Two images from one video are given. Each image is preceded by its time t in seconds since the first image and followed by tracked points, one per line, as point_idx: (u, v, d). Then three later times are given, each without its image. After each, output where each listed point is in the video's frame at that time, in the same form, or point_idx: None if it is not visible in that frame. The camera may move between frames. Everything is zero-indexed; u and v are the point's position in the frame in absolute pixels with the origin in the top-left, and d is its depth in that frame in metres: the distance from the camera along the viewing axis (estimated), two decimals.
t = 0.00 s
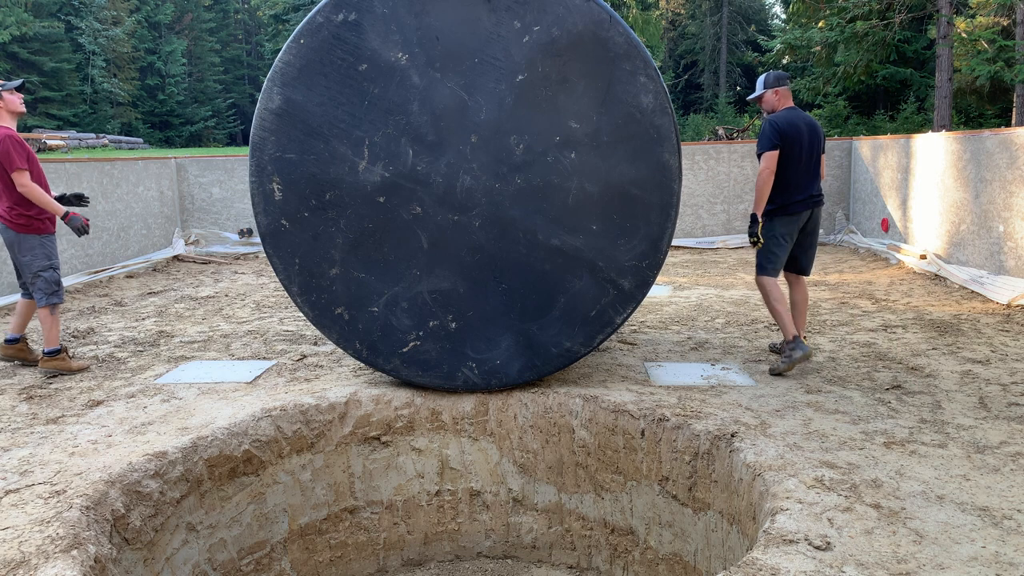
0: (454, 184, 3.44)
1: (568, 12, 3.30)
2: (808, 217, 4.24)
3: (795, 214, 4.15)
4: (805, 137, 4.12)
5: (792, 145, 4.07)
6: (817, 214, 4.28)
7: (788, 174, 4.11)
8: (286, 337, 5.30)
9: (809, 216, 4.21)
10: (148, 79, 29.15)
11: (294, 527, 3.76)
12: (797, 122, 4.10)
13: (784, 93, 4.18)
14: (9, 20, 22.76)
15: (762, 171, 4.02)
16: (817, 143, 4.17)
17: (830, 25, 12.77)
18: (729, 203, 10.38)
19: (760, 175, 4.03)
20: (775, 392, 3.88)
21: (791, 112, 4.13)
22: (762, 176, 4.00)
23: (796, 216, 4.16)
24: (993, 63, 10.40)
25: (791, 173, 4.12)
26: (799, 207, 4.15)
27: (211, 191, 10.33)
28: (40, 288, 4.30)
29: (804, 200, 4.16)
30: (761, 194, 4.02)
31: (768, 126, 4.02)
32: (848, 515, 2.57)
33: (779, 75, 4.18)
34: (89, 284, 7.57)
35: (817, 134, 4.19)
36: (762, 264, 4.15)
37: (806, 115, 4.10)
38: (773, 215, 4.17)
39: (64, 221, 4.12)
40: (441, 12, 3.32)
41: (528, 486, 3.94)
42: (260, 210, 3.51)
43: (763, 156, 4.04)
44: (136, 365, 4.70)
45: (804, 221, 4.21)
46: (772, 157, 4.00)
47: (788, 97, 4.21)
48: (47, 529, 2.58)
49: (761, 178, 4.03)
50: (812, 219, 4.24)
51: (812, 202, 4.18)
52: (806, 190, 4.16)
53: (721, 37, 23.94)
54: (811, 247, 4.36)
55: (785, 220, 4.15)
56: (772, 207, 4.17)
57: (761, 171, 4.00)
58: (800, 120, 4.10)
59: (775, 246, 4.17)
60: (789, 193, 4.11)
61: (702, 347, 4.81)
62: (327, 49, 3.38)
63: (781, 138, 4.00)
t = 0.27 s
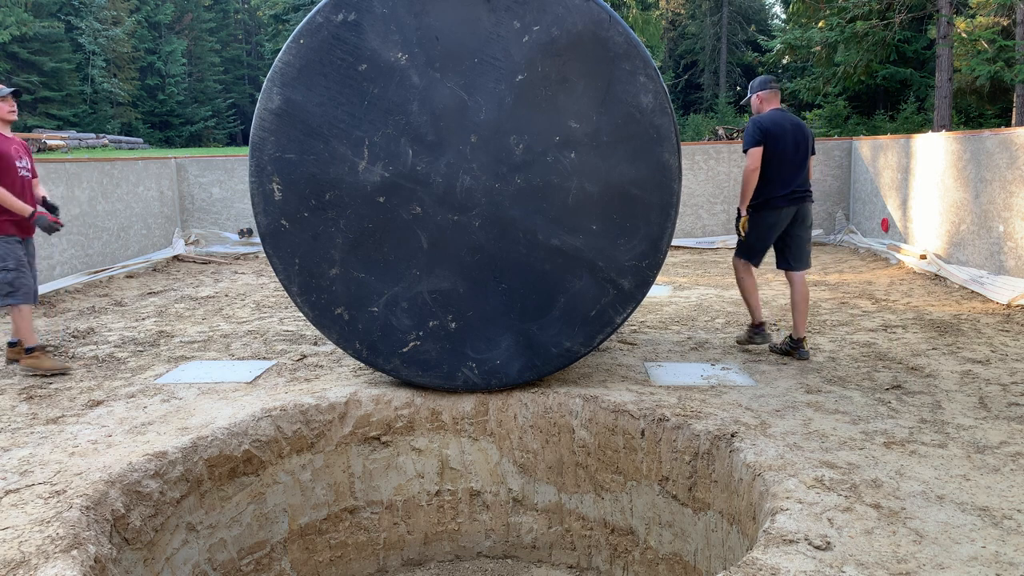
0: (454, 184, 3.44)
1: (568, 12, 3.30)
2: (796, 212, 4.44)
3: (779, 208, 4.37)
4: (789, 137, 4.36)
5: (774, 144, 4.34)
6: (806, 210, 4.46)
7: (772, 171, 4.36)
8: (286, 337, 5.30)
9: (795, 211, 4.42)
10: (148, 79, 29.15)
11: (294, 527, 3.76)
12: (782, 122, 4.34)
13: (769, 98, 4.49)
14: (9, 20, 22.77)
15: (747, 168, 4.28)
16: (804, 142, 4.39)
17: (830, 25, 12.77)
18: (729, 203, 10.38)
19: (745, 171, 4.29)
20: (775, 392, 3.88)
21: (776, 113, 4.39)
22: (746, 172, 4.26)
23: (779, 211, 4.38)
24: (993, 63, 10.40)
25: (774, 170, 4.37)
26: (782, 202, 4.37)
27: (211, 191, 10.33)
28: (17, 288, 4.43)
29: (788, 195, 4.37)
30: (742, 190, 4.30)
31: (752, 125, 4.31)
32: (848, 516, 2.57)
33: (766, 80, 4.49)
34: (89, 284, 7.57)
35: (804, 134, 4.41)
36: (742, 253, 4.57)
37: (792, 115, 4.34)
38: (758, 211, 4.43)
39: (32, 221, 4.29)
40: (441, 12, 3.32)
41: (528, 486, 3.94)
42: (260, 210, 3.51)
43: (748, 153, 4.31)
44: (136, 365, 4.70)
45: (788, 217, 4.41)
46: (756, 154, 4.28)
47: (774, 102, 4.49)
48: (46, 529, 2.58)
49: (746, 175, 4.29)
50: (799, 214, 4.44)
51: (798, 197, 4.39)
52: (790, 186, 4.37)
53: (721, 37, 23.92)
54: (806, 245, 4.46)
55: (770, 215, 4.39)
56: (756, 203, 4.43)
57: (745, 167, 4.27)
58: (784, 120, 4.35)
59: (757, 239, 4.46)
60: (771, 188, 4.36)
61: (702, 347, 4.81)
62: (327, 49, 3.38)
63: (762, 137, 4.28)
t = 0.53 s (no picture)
0: (454, 184, 3.44)
1: (568, 12, 3.30)
2: (773, 216, 4.49)
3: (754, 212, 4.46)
4: (763, 144, 4.45)
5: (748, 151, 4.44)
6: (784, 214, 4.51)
7: (746, 176, 4.46)
8: (286, 337, 5.30)
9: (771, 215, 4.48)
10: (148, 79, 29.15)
11: (294, 527, 3.76)
12: (756, 130, 4.45)
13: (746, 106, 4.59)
14: (9, 20, 22.78)
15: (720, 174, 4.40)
16: (779, 148, 4.47)
17: (830, 25, 12.78)
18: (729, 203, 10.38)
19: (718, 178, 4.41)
20: (775, 392, 3.88)
21: (752, 121, 4.49)
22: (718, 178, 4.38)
23: (753, 214, 4.46)
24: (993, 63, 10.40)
25: (749, 176, 4.47)
26: (757, 205, 4.46)
27: (211, 191, 10.33)
28: None
29: (763, 199, 4.45)
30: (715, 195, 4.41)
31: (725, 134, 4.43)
32: (848, 516, 2.57)
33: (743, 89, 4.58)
34: (89, 284, 7.57)
35: (779, 141, 4.49)
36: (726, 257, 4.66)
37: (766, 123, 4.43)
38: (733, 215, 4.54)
39: None
40: (441, 12, 3.32)
41: (528, 486, 3.94)
42: (260, 210, 3.51)
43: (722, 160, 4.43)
44: (136, 365, 4.70)
45: (763, 220, 4.48)
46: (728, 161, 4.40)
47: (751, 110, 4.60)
48: (47, 529, 2.58)
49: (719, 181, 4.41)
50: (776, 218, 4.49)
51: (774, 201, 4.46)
52: (764, 190, 4.45)
53: (721, 37, 23.91)
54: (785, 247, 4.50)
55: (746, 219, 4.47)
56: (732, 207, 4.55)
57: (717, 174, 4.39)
58: (758, 128, 4.45)
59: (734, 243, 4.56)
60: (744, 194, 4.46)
61: (702, 347, 4.81)
62: (327, 49, 3.38)
63: (735, 146, 4.39)
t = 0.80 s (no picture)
0: (454, 184, 3.44)
1: (568, 12, 3.30)
2: (749, 208, 4.81)
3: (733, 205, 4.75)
4: (738, 140, 4.74)
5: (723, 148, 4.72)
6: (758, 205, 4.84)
7: (724, 172, 4.75)
8: (286, 337, 5.30)
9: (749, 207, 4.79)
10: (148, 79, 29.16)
11: (294, 527, 3.76)
12: (731, 126, 4.72)
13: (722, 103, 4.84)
14: (9, 20, 22.81)
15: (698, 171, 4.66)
16: (752, 143, 4.78)
17: (830, 25, 12.78)
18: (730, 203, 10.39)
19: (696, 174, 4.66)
20: (775, 392, 3.88)
21: (728, 117, 4.74)
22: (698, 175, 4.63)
23: (731, 207, 4.75)
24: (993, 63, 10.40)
25: (727, 171, 4.75)
26: (735, 198, 4.74)
27: (211, 191, 10.32)
28: None
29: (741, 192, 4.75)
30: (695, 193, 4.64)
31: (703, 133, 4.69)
32: (848, 516, 2.57)
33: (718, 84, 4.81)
34: (89, 284, 7.57)
35: (753, 135, 4.79)
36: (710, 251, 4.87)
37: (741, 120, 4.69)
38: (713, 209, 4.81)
39: None
40: (441, 12, 3.32)
41: (528, 486, 3.94)
42: (260, 210, 3.51)
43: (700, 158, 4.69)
44: (136, 365, 4.71)
45: (741, 212, 4.77)
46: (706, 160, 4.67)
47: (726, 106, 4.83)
48: (47, 529, 2.58)
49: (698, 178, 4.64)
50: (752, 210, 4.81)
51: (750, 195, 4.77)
52: (741, 185, 4.75)
53: (721, 37, 23.91)
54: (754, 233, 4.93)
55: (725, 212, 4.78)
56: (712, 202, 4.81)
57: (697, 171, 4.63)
58: (734, 125, 4.72)
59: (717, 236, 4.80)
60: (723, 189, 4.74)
61: (702, 347, 4.81)
62: (327, 49, 3.38)
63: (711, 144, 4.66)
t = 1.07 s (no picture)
0: (454, 184, 3.44)
1: (568, 12, 3.30)
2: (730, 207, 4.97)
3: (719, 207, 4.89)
4: (721, 143, 4.87)
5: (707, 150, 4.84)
6: (739, 203, 5.01)
7: (708, 173, 4.87)
8: (286, 337, 5.30)
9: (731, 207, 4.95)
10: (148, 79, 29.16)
11: (294, 527, 3.76)
12: (714, 130, 4.84)
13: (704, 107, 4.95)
14: (9, 20, 22.82)
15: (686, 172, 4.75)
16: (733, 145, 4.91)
17: (830, 25, 12.79)
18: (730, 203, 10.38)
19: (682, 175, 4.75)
20: (774, 392, 3.88)
21: (710, 120, 4.86)
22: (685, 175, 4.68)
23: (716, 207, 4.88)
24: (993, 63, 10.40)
25: (711, 174, 4.88)
26: (721, 199, 4.87)
27: (211, 191, 10.32)
28: None
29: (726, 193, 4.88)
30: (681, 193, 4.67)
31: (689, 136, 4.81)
32: (848, 516, 2.57)
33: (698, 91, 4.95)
34: (89, 284, 7.57)
35: (734, 138, 4.92)
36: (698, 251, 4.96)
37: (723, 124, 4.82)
38: (699, 209, 4.93)
39: None
40: (441, 12, 3.32)
41: (528, 486, 3.94)
42: (260, 210, 3.51)
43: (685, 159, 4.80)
44: (136, 365, 4.71)
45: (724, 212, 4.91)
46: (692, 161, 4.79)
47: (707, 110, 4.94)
48: (47, 529, 2.58)
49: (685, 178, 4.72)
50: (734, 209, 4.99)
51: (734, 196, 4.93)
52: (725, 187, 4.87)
53: (721, 37, 23.92)
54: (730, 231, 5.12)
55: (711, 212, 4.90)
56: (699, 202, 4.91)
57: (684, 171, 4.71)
58: (716, 128, 4.84)
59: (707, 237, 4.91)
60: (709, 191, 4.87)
61: (702, 347, 4.81)
62: (326, 49, 3.38)
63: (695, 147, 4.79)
